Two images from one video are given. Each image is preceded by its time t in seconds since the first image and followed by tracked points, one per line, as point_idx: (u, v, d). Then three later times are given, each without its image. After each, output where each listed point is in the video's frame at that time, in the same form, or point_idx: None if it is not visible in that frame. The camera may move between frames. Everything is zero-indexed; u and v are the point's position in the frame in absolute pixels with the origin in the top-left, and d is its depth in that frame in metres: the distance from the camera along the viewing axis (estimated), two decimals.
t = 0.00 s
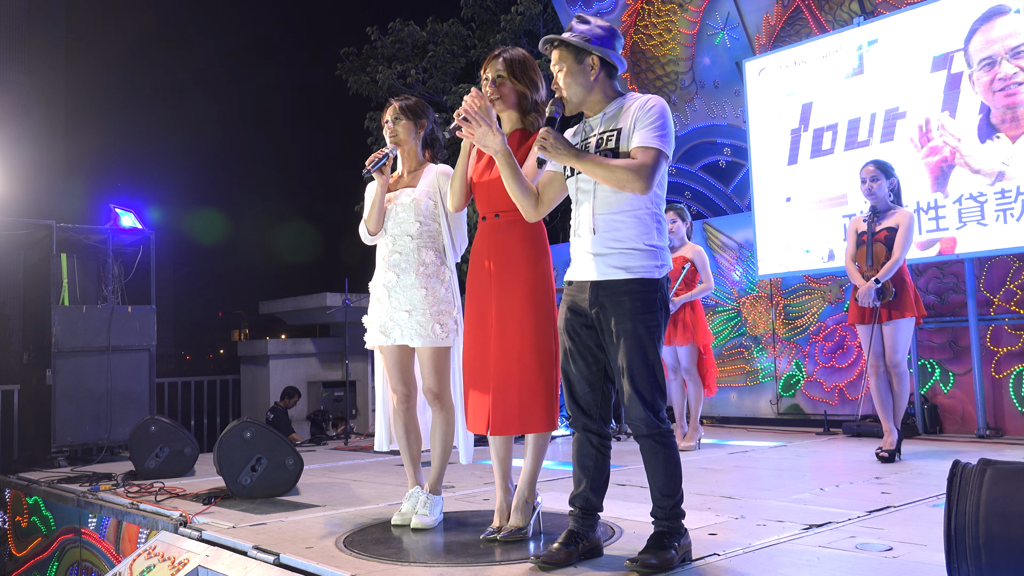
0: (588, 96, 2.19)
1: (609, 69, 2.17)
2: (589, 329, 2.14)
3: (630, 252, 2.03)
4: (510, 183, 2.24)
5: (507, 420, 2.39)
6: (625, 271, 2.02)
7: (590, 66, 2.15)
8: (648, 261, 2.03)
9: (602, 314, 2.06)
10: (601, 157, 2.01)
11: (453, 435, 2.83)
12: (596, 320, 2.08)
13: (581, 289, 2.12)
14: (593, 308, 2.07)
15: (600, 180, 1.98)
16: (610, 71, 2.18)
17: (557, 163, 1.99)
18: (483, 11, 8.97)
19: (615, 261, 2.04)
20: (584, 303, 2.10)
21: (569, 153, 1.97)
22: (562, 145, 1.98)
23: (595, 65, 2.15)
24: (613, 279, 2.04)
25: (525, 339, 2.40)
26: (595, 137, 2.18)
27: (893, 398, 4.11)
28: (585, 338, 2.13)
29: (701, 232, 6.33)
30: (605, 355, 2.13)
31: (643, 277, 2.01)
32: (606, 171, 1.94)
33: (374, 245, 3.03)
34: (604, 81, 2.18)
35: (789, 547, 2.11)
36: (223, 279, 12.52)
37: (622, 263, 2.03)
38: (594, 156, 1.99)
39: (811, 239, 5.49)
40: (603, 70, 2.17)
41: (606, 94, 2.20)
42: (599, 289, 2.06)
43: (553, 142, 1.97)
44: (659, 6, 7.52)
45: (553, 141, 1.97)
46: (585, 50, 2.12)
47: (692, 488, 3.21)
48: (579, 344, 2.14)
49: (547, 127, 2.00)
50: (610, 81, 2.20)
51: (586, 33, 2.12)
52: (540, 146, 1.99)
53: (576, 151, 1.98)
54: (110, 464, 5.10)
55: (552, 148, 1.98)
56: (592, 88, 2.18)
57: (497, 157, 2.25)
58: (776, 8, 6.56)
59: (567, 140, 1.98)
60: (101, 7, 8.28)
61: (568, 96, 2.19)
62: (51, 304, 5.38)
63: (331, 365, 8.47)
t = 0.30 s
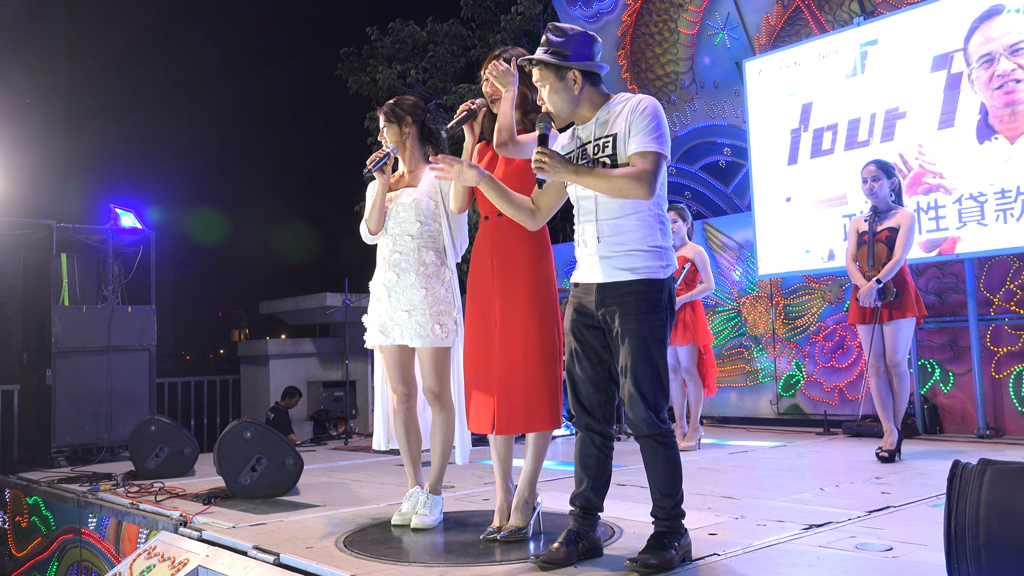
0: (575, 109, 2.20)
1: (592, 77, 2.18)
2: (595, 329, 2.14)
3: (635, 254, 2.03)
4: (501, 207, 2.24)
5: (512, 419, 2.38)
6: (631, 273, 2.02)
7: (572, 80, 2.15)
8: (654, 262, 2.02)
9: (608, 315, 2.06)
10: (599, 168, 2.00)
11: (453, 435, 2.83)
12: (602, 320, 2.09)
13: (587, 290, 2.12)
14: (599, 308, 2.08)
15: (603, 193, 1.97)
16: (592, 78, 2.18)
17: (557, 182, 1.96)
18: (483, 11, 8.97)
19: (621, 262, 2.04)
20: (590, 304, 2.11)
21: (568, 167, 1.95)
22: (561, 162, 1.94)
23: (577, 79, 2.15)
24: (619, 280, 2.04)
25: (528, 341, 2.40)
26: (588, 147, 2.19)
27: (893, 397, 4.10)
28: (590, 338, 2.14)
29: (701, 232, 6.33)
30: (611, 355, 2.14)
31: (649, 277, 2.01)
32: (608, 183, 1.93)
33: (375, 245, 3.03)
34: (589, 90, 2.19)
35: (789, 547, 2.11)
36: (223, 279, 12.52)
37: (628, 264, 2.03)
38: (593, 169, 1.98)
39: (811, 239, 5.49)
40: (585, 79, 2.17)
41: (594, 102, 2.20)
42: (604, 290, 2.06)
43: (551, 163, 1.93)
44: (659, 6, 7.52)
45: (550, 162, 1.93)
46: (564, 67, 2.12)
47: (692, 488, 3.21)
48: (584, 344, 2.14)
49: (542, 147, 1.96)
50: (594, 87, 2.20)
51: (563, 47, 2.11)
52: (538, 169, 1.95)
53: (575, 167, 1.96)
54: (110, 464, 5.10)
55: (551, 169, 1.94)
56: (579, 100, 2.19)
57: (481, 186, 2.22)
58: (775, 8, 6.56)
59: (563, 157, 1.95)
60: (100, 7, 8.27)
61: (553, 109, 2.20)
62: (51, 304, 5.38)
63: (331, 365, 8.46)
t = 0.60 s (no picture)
0: (582, 95, 2.19)
1: (607, 72, 2.19)
2: (585, 328, 2.14)
3: (625, 254, 2.03)
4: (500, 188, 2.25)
5: (513, 418, 2.38)
6: (621, 273, 2.02)
7: (589, 66, 2.16)
8: (643, 262, 2.03)
9: (597, 315, 2.05)
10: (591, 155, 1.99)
11: (453, 435, 2.83)
12: (591, 320, 2.08)
13: (576, 290, 2.11)
14: (588, 309, 2.07)
15: (591, 180, 1.96)
16: (607, 74, 2.19)
17: (547, 157, 1.95)
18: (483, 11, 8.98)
19: (611, 262, 2.04)
20: (580, 304, 2.10)
21: (561, 148, 1.94)
22: (555, 141, 1.94)
23: (594, 66, 2.16)
24: (608, 281, 2.03)
25: (530, 341, 2.40)
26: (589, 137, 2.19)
27: (893, 397, 4.10)
28: (581, 338, 2.13)
29: (701, 232, 6.34)
30: (601, 355, 2.13)
31: (638, 277, 2.01)
32: (596, 170, 1.93)
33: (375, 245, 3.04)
34: (600, 83, 2.19)
35: (789, 547, 2.11)
36: (223, 279, 12.51)
37: (617, 264, 2.03)
38: (586, 154, 1.97)
39: (811, 239, 5.49)
40: (600, 71, 2.18)
41: (601, 96, 2.21)
42: (595, 290, 2.05)
43: (545, 136, 1.93)
44: (659, 6, 7.51)
45: (545, 136, 1.93)
46: (587, 50, 2.13)
47: (692, 488, 3.21)
48: (574, 344, 2.13)
49: (539, 120, 1.95)
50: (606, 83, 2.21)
51: (589, 32, 2.12)
52: (531, 140, 1.95)
53: (567, 147, 1.96)
54: (110, 464, 5.10)
55: (544, 142, 1.93)
56: (588, 88, 2.19)
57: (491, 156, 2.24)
58: (776, 7, 6.55)
59: (558, 135, 1.94)
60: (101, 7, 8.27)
61: (564, 92, 2.19)
62: (51, 304, 5.38)
63: (331, 365, 8.45)
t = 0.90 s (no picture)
0: (605, 88, 2.21)
1: (633, 74, 2.20)
2: (576, 328, 2.12)
3: (620, 253, 2.04)
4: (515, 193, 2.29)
5: (519, 419, 2.39)
6: (616, 272, 2.02)
7: (620, 61, 2.16)
8: (638, 263, 2.04)
9: (590, 315, 2.04)
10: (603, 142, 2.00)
11: (453, 435, 2.83)
12: (585, 320, 2.07)
13: (568, 290, 2.10)
14: (581, 308, 2.05)
15: (597, 164, 1.96)
16: (633, 75, 2.21)
17: (558, 132, 1.98)
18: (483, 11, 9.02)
19: (605, 259, 2.04)
20: (572, 305, 2.09)
21: (573, 126, 1.95)
22: (570, 118, 1.96)
23: (625, 62, 2.17)
24: (603, 279, 2.03)
25: (531, 340, 2.40)
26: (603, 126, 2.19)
27: (893, 397, 4.10)
28: (573, 338, 2.12)
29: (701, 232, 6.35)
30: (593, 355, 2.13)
31: (633, 277, 2.02)
32: (604, 155, 1.93)
33: (374, 245, 3.04)
34: (625, 81, 2.21)
35: (789, 548, 2.11)
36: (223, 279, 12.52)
37: (613, 262, 2.03)
38: (598, 138, 1.98)
39: (811, 239, 5.49)
40: (629, 69, 2.19)
41: (619, 94, 2.22)
42: (588, 289, 2.04)
43: (562, 110, 1.96)
44: (658, 6, 7.50)
45: (561, 111, 1.96)
46: (622, 44, 2.13)
47: (692, 488, 3.21)
48: (567, 345, 2.12)
49: (559, 97, 1.99)
50: (630, 83, 2.22)
51: (629, 29, 2.13)
52: (547, 111, 1.98)
53: (581, 128, 1.97)
54: (110, 464, 5.10)
55: (559, 116, 1.96)
56: (614, 82, 2.20)
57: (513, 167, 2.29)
58: (776, 7, 6.54)
59: (574, 113, 1.97)
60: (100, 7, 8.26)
61: (591, 81, 2.20)
62: (51, 304, 5.37)
63: (331, 365, 8.45)
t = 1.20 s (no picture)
0: (615, 89, 2.19)
1: (642, 72, 2.20)
2: (582, 327, 2.13)
3: (627, 251, 2.03)
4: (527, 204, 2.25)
5: (524, 420, 2.39)
6: (622, 270, 2.02)
7: (630, 61, 2.16)
8: (644, 261, 2.03)
9: (597, 314, 2.04)
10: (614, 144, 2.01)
11: (453, 434, 2.83)
12: (591, 319, 2.07)
13: (574, 288, 2.10)
14: (588, 307, 2.05)
15: (609, 166, 1.97)
16: (642, 73, 2.20)
17: (570, 135, 1.99)
18: (483, 11, 9.07)
19: (612, 258, 2.04)
20: (579, 303, 2.09)
21: (584, 128, 1.97)
22: (581, 121, 1.97)
23: (634, 62, 2.16)
24: (609, 277, 2.03)
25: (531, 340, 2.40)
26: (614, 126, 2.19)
27: (893, 398, 4.10)
28: (578, 338, 2.12)
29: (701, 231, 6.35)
30: (598, 355, 2.13)
31: (640, 276, 2.02)
32: (616, 158, 1.93)
33: (374, 245, 3.04)
34: (635, 80, 2.20)
35: (789, 547, 2.11)
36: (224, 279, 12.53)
37: (619, 261, 2.03)
38: (609, 140, 1.99)
39: (810, 239, 5.48)
40: (638, 69, 2.19)
41: (630, 94, 2.21)
42: (595, 287, 2.04)
43: (573, 113, 1.97)
44: (659, 6, 7.49)
45: (572, 114, 1.97)
46: (630, 44, 2.13)
47: (692, 488, 3.21)
48: (572, 344, 2.12)
49: (571, 99, 2.00)
50: (640, 82, 2.22)
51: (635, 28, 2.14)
52: (558, 114, 1.99)
53: (592, 130, 1.98)
54: (110, 464, 5.10)
55: (570, 119, 1.97)
56: (624, 82, 2.19)
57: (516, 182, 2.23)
58: (776, 8, 6.54)
59: (586, 115, 1.98)
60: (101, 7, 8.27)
61: (600, 81, 2.17)
62: (51, 304, 5.37)
63: (331, 365, 8.45)
